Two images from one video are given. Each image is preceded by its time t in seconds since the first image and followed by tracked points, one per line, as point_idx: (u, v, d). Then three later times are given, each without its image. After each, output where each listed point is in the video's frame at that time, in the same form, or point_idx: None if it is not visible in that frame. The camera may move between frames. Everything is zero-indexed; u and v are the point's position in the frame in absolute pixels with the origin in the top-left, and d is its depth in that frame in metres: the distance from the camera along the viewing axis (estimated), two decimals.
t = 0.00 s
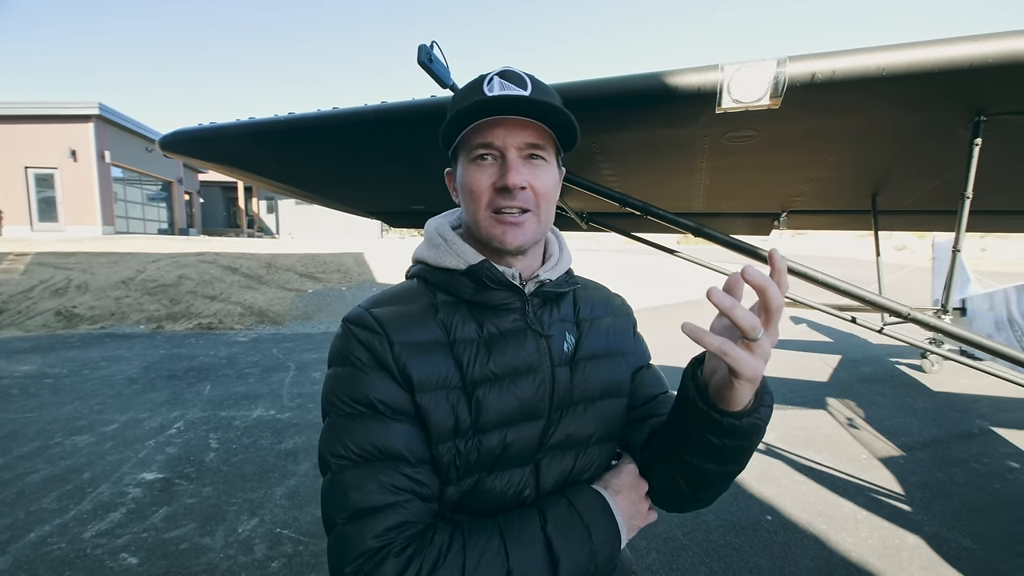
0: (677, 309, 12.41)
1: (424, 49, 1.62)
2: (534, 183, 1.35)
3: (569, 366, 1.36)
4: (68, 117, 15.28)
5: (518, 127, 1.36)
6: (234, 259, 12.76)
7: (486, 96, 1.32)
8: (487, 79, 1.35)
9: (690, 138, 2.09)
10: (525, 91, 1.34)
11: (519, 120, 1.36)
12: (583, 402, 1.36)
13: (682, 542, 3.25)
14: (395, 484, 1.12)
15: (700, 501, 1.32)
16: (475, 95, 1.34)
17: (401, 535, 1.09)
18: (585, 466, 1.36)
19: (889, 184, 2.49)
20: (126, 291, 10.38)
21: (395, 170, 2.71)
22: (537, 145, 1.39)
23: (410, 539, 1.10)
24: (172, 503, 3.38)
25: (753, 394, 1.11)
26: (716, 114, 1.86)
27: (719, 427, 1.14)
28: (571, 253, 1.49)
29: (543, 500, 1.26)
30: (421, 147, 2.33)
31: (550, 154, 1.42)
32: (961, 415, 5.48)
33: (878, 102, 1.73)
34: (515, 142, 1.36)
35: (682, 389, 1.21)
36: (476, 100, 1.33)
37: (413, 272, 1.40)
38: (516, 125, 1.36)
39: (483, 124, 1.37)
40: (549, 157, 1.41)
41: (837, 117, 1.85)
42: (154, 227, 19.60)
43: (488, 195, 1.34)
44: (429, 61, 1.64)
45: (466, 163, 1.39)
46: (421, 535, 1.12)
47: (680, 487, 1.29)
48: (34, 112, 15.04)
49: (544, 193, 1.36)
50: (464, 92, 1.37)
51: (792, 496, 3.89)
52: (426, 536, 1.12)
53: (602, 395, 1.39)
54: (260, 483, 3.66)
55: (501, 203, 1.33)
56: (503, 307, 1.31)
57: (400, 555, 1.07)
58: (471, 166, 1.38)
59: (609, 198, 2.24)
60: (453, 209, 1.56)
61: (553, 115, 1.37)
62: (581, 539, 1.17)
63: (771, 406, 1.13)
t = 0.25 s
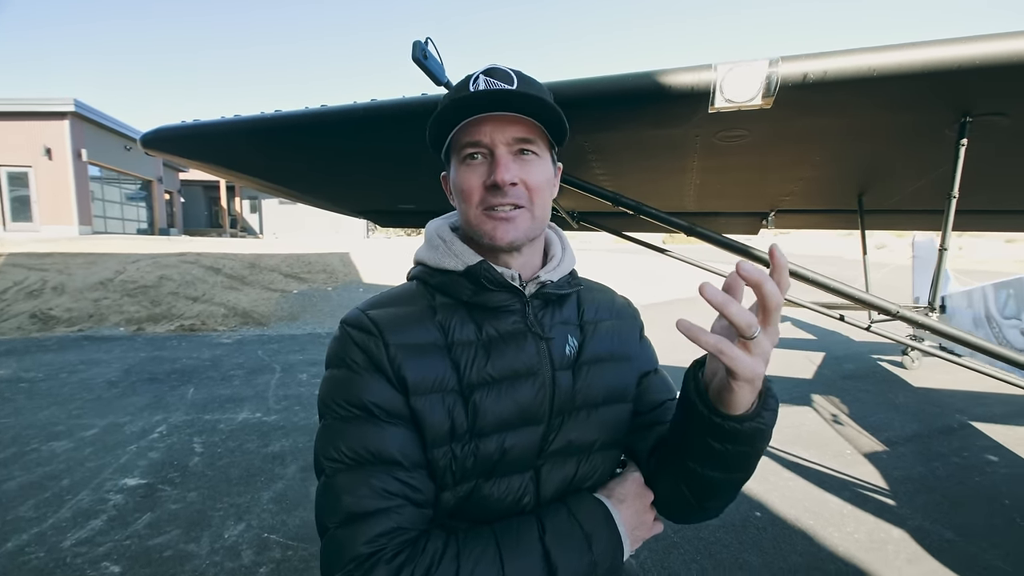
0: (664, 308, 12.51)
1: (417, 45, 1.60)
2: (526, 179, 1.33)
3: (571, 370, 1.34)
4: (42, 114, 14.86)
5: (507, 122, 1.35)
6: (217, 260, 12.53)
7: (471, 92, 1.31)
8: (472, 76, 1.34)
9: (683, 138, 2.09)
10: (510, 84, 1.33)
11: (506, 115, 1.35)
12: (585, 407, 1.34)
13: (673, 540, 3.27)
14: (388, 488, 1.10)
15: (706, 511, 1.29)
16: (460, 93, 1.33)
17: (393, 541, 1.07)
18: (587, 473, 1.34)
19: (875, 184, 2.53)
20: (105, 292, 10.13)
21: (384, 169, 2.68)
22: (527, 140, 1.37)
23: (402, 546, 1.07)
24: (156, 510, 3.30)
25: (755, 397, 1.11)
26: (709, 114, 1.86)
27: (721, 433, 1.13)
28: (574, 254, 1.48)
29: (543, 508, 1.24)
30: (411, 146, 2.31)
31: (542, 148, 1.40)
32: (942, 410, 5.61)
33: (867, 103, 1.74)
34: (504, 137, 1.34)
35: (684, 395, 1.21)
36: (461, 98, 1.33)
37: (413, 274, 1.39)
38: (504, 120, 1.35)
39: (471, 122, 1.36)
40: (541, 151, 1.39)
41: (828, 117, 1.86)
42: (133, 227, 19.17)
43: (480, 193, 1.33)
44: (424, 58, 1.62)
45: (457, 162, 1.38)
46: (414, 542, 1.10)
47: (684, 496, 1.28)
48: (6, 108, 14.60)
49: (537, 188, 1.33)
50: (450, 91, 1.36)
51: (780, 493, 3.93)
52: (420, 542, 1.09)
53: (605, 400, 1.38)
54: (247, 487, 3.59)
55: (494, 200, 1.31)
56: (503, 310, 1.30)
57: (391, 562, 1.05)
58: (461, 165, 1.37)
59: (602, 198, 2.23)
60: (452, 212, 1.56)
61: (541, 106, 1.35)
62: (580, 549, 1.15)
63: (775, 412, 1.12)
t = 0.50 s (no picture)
0: (656, 309, 12.56)
1: (418, 43, 1.59)
2: (530, 176, 1.32)
3: (576, 375, 1.33)
4: (28, 110, 14.62)
5: (511, 117, 1.34)
6: (207, 259, 12.40)
7: (474, 87, 1.31)
8: (476, 72, 1.34)
9: (680, 139, 2.09)
10: (515, 79, 1.32)
11: (511, 111, 1.35)
12: (591, 413, 1.33)
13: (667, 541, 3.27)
14: (386, 495, 1.09)
15: (714, 525, 1.27)
16: (465, 88, 1.33)
17: (391, 549, 1.06)
18: (592, 481, 1.32)
19: (869, 187, 2.55)
20: (92, 291, 9.98)
21: (380, 168, 2.65)
22: (532, 137, 1.36)
23: (400, 553, 1.06)
24: (144, 512, 3.25)
25: (768, 415, 1.09)
26: (707, 115, 1.86)
27: (732, 447, 1.12)
28: (582, 254, 1.48)
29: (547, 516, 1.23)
30: (408, 145, 2.29)
31: (547, 145, 1.39)
32: (930, 410, 5.67)
33: (865, 106, 1.75)
34: (509, 134, 1.34)
35: (695, 406, 1.19)
36: (465, 93, 1.32)
37: (417, 274, 1.38)
38: (508, 116, 1.34)
39: (475, 117, 1.36)
40: (547, 148, 1.38)
41: (825, 120, 1.87)
42: (121, 225, 18.92)
43: (484, 191, 1.32)
44: (424, 56, 1.61)
45: (461, 160, 1.37)
46: (413, 549, 1.08)
47: (692, 509, 1.26)
48: None
49: (542, 186, 1.33)
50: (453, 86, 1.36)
51: (772, 493, 3.96)
52: (418, 550, 1.08)
53: (612, 406, 1.37)
54: (238, 489, 3.55)
55: (498, 198, 1.30)
56: (508, 313, 1.28)
57: (388, 570, 1.04)
58: (466, 162, 1.37)
59: (600, 199, 2.23)
60: (457, 211, 1.55)
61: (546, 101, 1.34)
62: (582, 560, 1.14)
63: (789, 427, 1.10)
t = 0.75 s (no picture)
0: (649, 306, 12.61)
1: (410, 38, 1.57)
2: (524, 170, 1.31)
3: (575, 373, 1.33)
4: (11, 107, 14.38)
5: (503, 109, 1.33)
6: (196, 258, 12.27)
7: (463, 78, 1.30)
8: (466, 63, 1.33)
9: (674, 136, 2.09)
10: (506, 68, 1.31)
11: (503, 103, 1.33)
12: (589, 412, 1.33)
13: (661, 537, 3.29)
14: (384, 502, 1.08)
15: (716, 520, 1.28)
16: (455, 80, 1.32)
17: (390, 558, 1.05)
18: (592, 480, 1.32)
19: (861, 183, 2.56)
20: (80, 292, 9.84)
21: (372, 165, 2.63)
22: (525, 129, 1.35)
23: (399, 563, 1.05)
24: (135, 515, 3.21)
25: (772, 412, 1.09)
26: (701, 111, 1.86)
27: (736, 445, 1.12)
28: (577, 250, 1.48)
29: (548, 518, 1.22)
30: (400, 142, 2.27)
31: (541, 137, 1.38)
32: (919, 404, 5.75)
33: (857, 102, 1.76)
34: (501, 126, 1.33)
35: (697, 404, 1.19)
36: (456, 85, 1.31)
37: (410, 272, 1.37)
38: (500, 108, 1.33)
39: (466, 110, 1.34)
40: (540, 140, 1.37)
41: (818, 116, 1.88)
42: (108, 225, 18.67)
43: (477, 186, 1.31)
44: (417, 51, 1.59)
45: (453, 155, 1.36)
46: (413, 557, 1.07)
47: (693, 505, 1.27)
48: None
49: (536, 179, 1.32)
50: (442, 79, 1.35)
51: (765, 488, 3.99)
52: (418, 558, 1.07)
53: (611, 404, 1.37)
54: (230, 491, 3.51)
55: (492, 194, 1.29)
56: (505, 311, 1.28)
57: None
58: (458, 157, 1.35)
59: (594, 196, 2.22)
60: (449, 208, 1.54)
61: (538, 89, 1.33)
62: (585, 561, 1.14)
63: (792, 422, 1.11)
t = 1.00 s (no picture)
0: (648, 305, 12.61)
1: (403, 40, 1.57)
2: (513, 168, 1.30)
3: (574, 374, 1.33)
4: (7, 115, 14.37)
5: (489, 108, 1.33)
6: (195, 264, 12.26)
7: (447, 79, 1.30)
8: (448, 64, 1.32)
9: (670, 134, 2.09)
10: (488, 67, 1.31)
11: (488, 102, 1.34)
12: (589, 413, 1.33)
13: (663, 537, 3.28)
14: (386, 513, 1.07)
15: (720, 516, 1.28)
16: (438, 82, 1.32)
17: (394, 571, 1.04)
18: (595, 482, 1.32)
19: (857, 179, 2.56)
20: (78, 299, 9.83)
21: (368, 168, 2.62)
22: (512, 128, 1.35)
23: None
24: (135, 522, 3.20)
25: (772, 402, 1.09)
26: (696, 110, 1.86)
27: (741, 440, 1.11)
28: (572, 251, 1.47)
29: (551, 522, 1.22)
30: (395, 145, 2.26)
31: (528, 135, 1.38)
32: (920, 400, 5.75)
33: (851, 98, 1.76)
34: (488, 126, 1.33)
35: (699, 400, 1.18)
36: (439, 86, 1.31)
37: (404, 276, 1.36)
38: (486, 107, 1.33)
39: (452, 112, 1.34)
40: (527, 137, 1.37)
41: (813, 113, 1.87)
42: (106, 232, 18.65)
43: (468, 187, 1.30)
44: (410, 53, 1.58)
45: (441, 157, 1.35)
46: (418, 569, 1.06)
47: (697, 503, 1.26)
48: None
49: (525, 178, 1.32)
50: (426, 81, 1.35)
51: (766, 486, 3.98)
52: (423, 570, 1.06)
53: (611, 403, 1.37)
54: (230, 496, 3.50)
55: (483, 194, 1.29)
56: (503, 312, 1.27)
57: None
58: (446, 158, 1.35)
59: (590, 195, 2.22)
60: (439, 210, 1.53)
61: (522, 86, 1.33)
62: (592, 565, 1.13)
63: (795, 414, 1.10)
